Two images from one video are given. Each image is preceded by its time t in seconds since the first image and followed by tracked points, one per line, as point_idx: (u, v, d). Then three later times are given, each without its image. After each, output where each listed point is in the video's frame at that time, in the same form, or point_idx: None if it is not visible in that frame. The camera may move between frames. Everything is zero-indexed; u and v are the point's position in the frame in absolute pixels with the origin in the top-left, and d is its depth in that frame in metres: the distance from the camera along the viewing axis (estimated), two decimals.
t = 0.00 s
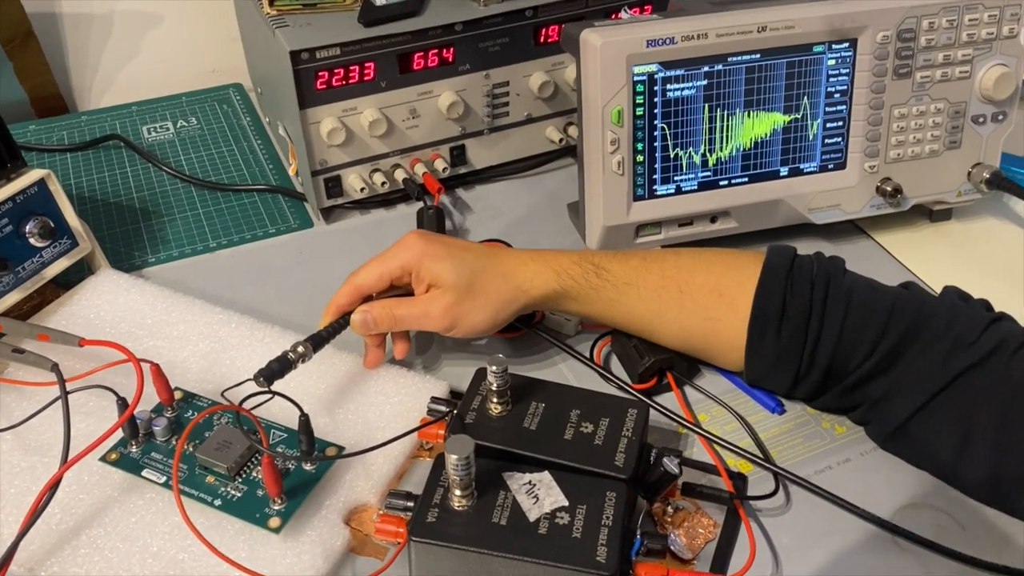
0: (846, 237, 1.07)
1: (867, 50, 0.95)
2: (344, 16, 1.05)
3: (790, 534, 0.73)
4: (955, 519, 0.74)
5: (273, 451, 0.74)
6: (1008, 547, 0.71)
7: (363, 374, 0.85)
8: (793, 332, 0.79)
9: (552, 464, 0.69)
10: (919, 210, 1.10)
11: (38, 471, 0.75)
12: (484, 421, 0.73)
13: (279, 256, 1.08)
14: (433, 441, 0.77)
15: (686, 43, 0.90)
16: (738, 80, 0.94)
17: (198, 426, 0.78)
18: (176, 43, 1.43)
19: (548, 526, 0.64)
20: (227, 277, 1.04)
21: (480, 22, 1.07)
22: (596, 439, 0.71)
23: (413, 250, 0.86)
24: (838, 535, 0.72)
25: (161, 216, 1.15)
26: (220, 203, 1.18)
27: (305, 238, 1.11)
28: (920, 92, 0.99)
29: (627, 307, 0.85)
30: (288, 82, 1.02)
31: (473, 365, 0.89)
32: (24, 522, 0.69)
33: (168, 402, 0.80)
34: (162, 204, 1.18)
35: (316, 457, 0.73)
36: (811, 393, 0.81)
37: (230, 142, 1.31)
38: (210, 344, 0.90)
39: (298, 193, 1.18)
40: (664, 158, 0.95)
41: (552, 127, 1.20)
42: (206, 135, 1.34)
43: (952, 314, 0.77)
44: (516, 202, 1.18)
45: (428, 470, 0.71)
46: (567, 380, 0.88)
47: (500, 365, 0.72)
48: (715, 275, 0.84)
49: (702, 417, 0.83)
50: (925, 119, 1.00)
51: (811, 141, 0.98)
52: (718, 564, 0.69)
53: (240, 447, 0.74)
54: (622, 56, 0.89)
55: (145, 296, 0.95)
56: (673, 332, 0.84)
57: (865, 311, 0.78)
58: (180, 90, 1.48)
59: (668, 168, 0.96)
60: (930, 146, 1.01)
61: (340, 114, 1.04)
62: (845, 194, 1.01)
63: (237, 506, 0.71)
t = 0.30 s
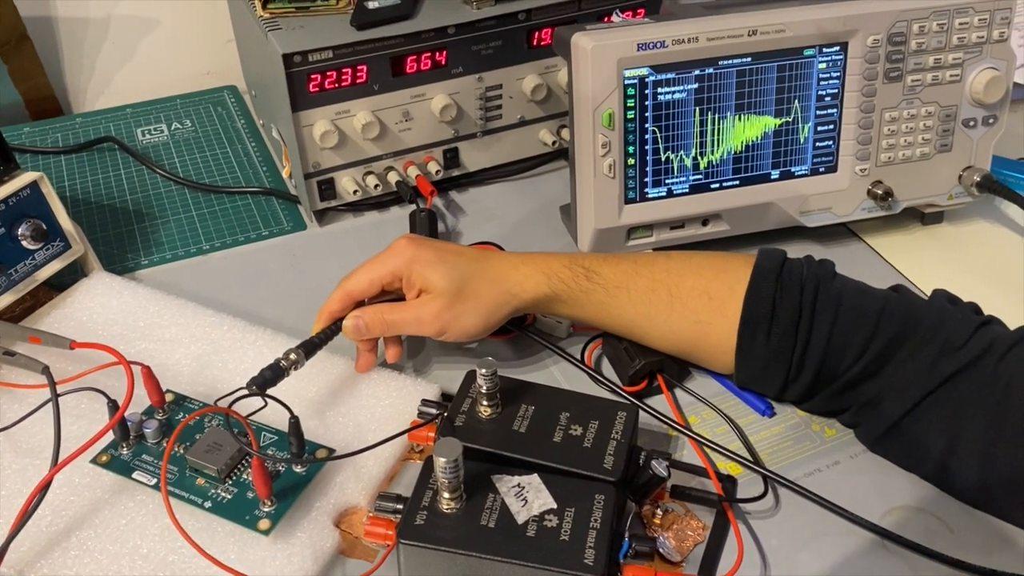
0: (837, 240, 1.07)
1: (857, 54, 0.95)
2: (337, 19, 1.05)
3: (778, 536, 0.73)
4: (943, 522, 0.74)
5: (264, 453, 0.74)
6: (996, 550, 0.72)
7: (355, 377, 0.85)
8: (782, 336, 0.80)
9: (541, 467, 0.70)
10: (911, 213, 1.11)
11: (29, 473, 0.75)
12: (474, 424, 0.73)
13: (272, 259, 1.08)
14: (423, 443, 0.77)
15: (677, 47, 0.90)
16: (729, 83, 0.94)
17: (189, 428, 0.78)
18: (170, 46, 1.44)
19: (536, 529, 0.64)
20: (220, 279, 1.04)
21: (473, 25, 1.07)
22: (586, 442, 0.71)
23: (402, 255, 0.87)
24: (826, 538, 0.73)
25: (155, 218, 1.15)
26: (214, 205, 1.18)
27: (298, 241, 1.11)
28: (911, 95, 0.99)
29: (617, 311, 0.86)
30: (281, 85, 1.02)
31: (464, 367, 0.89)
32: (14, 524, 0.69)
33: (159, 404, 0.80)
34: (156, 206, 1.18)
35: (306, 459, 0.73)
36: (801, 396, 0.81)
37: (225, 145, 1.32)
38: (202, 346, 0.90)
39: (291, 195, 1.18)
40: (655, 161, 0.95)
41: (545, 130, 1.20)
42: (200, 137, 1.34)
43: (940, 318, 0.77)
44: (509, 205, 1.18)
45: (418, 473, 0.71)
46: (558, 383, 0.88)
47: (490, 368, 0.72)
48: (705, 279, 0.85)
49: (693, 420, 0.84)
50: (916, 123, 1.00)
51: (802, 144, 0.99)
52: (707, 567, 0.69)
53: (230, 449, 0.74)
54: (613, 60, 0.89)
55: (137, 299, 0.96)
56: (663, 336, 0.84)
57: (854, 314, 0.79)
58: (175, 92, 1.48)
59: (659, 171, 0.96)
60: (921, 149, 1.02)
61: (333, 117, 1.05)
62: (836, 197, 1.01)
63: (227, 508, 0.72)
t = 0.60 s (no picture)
0: (832, 235, 1.07)
1: (852, 48, 0.95)
2: (331, 14, 1.05)
3: (771, 530, 0.73)
4: (935, 515, 0.74)
5: (256, 447, 0.74)
6: (988, 544, 0.72)
7: (348, 371, 0.85)
8: (776, 330, 0.80)
9: (533, 461, 0.70)
10: (906, 208, 1.11)
11: (21, 467, 0.75)
12: (467, 417, 0.73)
13: (267, 254, 1.08)
14: (415, 437, 0.77)
15: (671, 41, 0.90)
16: (723, 78, 0.94)
17: (181, 422, 0.78)
18: (166, 42, 1.43)
19: (527, 522, 0.64)
20: (214, 274, 1.04)
21: (468, 20, 1.07)
22: (578, 436, 0.71)
23: (395, 251, 0.86)
24: (818, 532, 0.72)
25: (149, 214, 1.15)
26: (209, 201, 1.18)
27: (293, 236, 1.11)
28: (905, 90, 0.99)
29: (611, 306, 0.86)
30: (275, 80, 1.02)
31: (458, 362, 0.89)
32: (5, 517, 0.69)
33: (152, 398, 0.80)
34: (150, 202, 1.18)
35: (299, 452, 0.73)
36: (795, 390, 0.81)
37: (220, 141, 1.32)
38: (195, 341, 0.90)
39: (286, 191, 1.18)
40: (649, 156, 0.95)
41: (540, 126, 1.20)
42: (195, 133, 1.34)
43: (933, 312, 0.77)
44: (504, 200, 1.18)
45: (410, 466, 0.71)
46: (552, 377, 0.88)
47: (481, 361, 0.72)
48: (698, 274, 0.84)
49: (686, 414, 0.83)
50: (910, 118, 1.00)
51: (796, 139, 0.99)
52: (699, 560, 0.69)
53: (223, 443, 0.74)
54: (607, 54, 0.89)
55: (131, 293, 0.95)
56: (657, 331, 0.84)
57: (847, 308, 0.79)
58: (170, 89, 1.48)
59: (653, 166, 0.96)
60: (916, 144, 1.02)
61: (327, 112, 1.04)
62: (831, 193, 1.01)
63: (218, 501, 0.71)
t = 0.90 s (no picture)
0: (831, 233, 1.07)
1: (850, 46, 0.95)
2: (330, 12, 1.05)
3: (769, 526, 0.73)
4: (934, 512, 0.74)
5: (255, 444, 0.74)
6: (986, 541, 0.72)
7: (347, 369, 0.85)
8: (774, 327, 0.80)
9: (531, 457, 0.70)
10: (904, 206, 1.11)
11: (21, 464, 0.75)
12: (465, 414, 0.73)
13: (266, 252, 1.08)
14: (414, 434, 0.78)
15: (670, 39, 0.90)
16: (722, 76, 0.94)
17: (181, 419, 0.79)
18: (165, 41, 1.44)
19: (525, 518, 0.64)
20: (214, 272, 1.04)
21: (467, 18, 1.07)
22: (576, 432, 0.71)
23: (394, 249, 0.87)
24: (816, 528, 0.73)
25: (149, 212, 1.15)
26: (208, 199, 1.18)
27: (292, 235, 1.11)
28: (904, 88, 0.99)
29: (610, 304, 0.86)
30: (274, 78, 1.02)
31: (457, 360, 0.89)
32: (4, 513, 0.69)
33: (151, 395, 0.80)
34: (150, 200, 1.18)
35: (298, 449, 0.73)
36: (793, 387, 0.82)
37: (219, 140, 1.32)
38: (195, 339, 0.90)
39: (285, 190, 1.18)
40: (648, 154, 0.95)
41: (539, 124, 1.20)
42: (195, 132, 1.34)
43: (931, 309, 0.77)
44: (503, 198, 1.18)
45: (409, 463, 0.71)
46: (551, 375, 0.88)
47: (480, 358, 0.72)
48: (697, 271, 0.85)
49: (685, 412, 0.84)
50: (909, 116, 1.00)
51: (794, 137, 0.99)
52: (696, 557, 0.70)
53: (221, 439, 0.74)
54: (605, 52, 0.89)
55: (130, 291, 0.96)
56: (656, 328, 0.84)
57: (845, 305, 0.79)
58: (170, 88, 1.48)
59: (652, 164, 0.96)
60: (914, 142, 1.02)
61: (326, 110, 1.05)
62: (829, 191, 1.02)
63: (217, 498, 0.72)
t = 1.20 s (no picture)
0: (831, 229, 1.07)
1: (851, 43, 0.95)
2: (330, 9, 1.05)
3: (771, 522, 0.73)
4: (935, 508, 0.74)
5: (257, 440, 0.74)
6: (988, 537, 0.72)
7: (349, 366, 0.85)
8: (775, 324, 0.80)
9: (533, 453, 0.70)
10: (905, 203, 1.11)
11: (22, 461, 0.75)
12: (467, 411, 0.73)
13: (267, 250, 1.08)
14: (415, 430, 0.77)
15: (670, 35, 0.90)
16: (722, 73, 0.94)
17: (182, 416, 0.79)
18: (166, 39, 1.44)
19: (527, 514, 0.65)
20: (215, 270, 1.05)
21: (468, 15, 1.07)
22: (577, 429, 0.72)
23: (396, 247, 0.87)
24: (818, 524, 0.73)
25: (150, 210, 1.15)
26: (209, 197, 1.18)
27: (293, 232, 1.11)
28: (905, 85, 0.99)
29: (611, 301, 0.86)
30: (274, 76, 1.02)
31: (458, 357, 0.89)
32: (6, 510, 0.69)
33: (153, 392, 0.80)
34: (151, 198, 1.18)
35: (299, 445, 0.73)
36: (795, 383, 0.82)
37: (220, 138, 1.32)
38: (196, 336, 0.90)
39: (286, 187, 1.18)
40: (649, 151, 0.95)
41: (540, 122, 1.20)
42: (196, 130, 1.34)
43: (933, 305, 0.77)
44: (504, 196, 1.18)
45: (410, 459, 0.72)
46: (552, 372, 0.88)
47: (481, 354, 0.72)
48: (698, 269, 0.85)
49: (686, 408, 0.84)
50: (909, 112, 1.00)
51: (795, 134, 0.99)
52: (698, 552, 0.70)
53: (223, 436, 0.74)
54: (606, 49, 0.89)
55: (131, 289, 0.96)
56: (657, 325, 0.84)
57: (847, 302, 0.79)
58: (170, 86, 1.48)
59: (653, 161, 0.96)
60: (915, 139, 1.02)
61: (327, 108, 1.05)
62: (830, 187, 1.02)
63: (219, 494, 0.72)
